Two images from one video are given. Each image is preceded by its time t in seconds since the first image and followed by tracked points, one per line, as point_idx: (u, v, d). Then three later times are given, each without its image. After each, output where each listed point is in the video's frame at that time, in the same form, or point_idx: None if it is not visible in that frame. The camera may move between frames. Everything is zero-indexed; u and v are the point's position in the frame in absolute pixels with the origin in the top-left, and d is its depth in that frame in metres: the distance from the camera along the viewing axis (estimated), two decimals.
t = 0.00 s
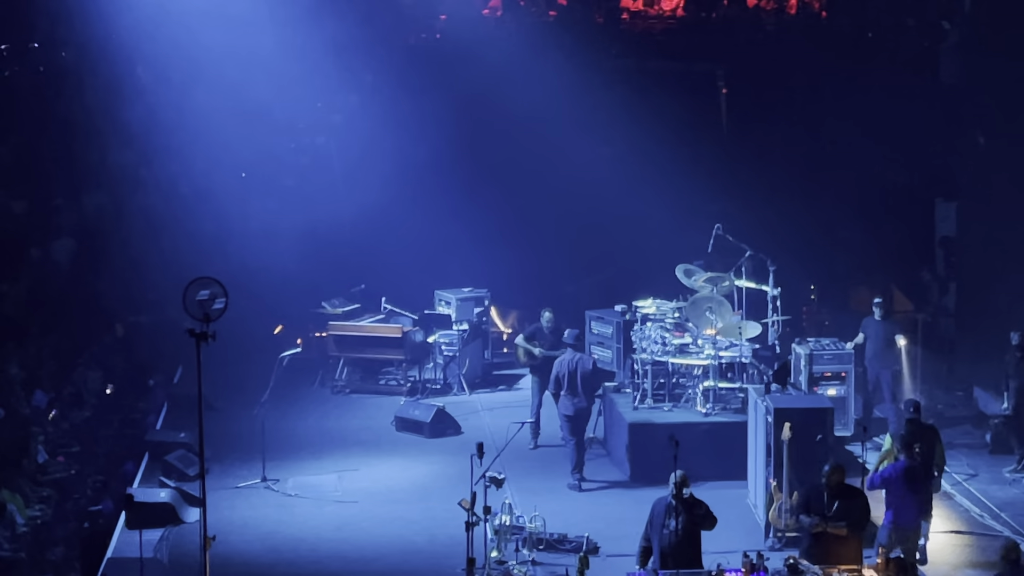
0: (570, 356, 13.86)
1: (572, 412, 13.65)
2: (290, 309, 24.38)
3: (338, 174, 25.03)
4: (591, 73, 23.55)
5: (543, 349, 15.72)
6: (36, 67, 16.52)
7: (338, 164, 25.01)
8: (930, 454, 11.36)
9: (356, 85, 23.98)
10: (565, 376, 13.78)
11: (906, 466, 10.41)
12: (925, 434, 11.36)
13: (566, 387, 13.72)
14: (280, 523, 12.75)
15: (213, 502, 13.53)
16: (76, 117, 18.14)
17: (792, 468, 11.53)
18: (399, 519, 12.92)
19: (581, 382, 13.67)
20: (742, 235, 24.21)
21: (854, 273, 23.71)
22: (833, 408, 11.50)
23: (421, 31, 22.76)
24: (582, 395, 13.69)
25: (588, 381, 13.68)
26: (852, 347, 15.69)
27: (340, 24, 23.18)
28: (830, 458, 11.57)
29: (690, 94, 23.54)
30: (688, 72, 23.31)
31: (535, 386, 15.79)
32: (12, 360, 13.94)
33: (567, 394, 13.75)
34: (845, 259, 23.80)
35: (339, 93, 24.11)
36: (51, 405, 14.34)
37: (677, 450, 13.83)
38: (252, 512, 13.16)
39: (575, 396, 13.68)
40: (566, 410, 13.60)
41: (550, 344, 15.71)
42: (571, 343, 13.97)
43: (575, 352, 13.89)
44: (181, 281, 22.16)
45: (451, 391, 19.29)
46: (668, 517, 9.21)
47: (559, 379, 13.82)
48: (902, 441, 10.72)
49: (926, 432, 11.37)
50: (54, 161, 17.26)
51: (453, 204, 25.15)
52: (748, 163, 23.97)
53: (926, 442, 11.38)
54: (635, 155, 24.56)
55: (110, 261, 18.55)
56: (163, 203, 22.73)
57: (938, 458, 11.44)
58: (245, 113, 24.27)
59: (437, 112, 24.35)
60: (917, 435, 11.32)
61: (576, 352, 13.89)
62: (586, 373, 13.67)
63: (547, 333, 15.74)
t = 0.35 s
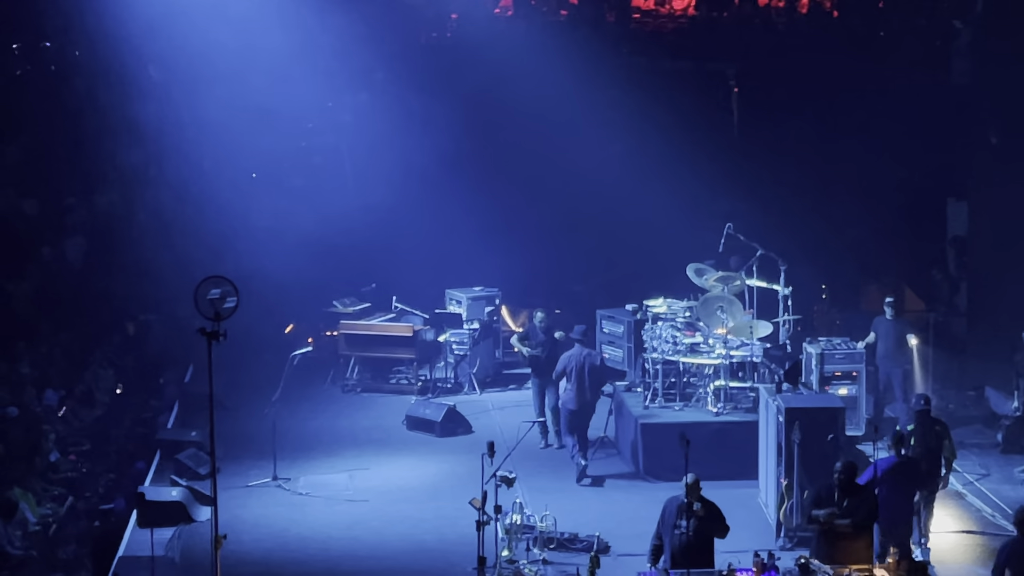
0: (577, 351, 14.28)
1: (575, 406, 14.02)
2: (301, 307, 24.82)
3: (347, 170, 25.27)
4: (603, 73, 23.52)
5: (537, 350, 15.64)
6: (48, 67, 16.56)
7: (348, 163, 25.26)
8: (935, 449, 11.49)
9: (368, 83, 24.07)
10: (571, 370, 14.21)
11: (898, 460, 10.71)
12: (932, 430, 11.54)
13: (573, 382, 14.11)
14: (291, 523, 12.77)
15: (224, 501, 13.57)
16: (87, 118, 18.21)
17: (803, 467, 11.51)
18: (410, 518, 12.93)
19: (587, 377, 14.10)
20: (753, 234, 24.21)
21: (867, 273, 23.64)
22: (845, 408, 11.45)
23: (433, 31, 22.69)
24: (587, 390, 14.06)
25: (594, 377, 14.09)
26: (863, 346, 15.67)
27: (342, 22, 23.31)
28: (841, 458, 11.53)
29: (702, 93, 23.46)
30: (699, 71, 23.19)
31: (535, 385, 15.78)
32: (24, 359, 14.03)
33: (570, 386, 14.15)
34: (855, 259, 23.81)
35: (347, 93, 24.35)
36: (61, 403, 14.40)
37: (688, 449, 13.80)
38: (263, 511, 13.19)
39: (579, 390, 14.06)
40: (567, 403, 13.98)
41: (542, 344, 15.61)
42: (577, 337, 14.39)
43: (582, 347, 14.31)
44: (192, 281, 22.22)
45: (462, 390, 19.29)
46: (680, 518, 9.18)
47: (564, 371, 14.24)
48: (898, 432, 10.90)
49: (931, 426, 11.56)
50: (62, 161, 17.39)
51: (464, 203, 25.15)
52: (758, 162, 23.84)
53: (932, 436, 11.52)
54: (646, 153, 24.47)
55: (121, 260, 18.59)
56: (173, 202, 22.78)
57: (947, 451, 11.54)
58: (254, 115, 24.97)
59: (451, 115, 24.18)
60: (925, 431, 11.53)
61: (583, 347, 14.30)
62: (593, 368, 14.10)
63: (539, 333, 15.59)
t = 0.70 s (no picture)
0: (585, 345, 14.36)
1: (585, 399, 14.21)
2: (312, 305, 24.93)
3: (366, 172, 25.35)
4: (621, 72, 23.50)
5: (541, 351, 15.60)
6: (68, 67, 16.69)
7: (366, 162, 25.31)
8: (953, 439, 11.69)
9: (386, 83, 24.06)
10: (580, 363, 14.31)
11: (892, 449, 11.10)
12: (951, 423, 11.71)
13: (582, 374, 14.26)
14: (308, 521, 12.80)
15: (241, 500, 13.61)
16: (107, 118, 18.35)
17: (821, 467, 11.47)
18: (427, 517, 12.94)
19: (596, 369, 14.21)
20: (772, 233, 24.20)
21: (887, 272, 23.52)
22: (863, 407, 11.43)
23: (452, 30, 22.56)
24: (596, 383, 14.23)
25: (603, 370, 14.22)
26: (882, 345, 15.62)
27: (360, 24, 23.13)
28: (860, 457, 11.49)
29: (721, 91, 23.51)
30: (718, 69, 23.25)
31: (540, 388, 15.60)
32: (42, 357, 14.12)
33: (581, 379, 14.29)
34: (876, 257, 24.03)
35: (366, 92, 24.34)
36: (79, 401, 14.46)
37: (705, 448, 13.77)
38: (281, 509, 13.22)
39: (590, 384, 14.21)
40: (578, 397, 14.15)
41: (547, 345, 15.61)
42: (585, 332, 14.48)
43: (590, 342, 14.41)
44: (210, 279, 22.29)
45: (479, 389, 19.30)
46: (699, 521, 9.16)
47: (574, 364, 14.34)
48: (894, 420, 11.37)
49: (950, 417, 11.72)
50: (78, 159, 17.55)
51: (481, 202, 25.25)
52: (775, 159, 23.90)
53: (950, 427, 11.72)
54: (664, 151, 24.41)
55: (139, 260, 18.69)
56: (192, 200, 22.85)
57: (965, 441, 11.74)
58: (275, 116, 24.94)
59: (464, 115, 24.43)
60: (942, 421, 11.72)
61: (591, 341, 14.38)
62: (601, 361, 14.22)
63: (544, 336, 15.70)
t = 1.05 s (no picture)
0: (595, 341, 14.49)
1: (597, 395, 14.43)
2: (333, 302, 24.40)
3: (387, 171, 25.37)
4: (643, 73, 23.49)
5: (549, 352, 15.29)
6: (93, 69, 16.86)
7: (388, 160, 25.33)
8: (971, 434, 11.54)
9: (406, 81, 24.24)
10: (591, 360, 14.46)
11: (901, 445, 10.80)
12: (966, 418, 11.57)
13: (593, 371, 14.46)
14: (329, 519, 12.87)
15: (264, 498, 13.71)
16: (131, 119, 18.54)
17: (843, 467, 11.45)
18: (447, 516, 12.99)
19: (610, 366, 14.38)
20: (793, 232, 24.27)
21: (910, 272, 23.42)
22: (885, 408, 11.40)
23: (470, 28, 22.91)
24: (607, 377, 14.46)
25: (613, 365, 14.39)
26: (904, 346, 15.52)
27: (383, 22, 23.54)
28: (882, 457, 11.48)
29: (742, 90, 23.42)
30: (741, 67, 23.12)
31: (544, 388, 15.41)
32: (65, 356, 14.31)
33: (592, 376, 14.47)
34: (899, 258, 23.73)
35: (386, 90, 24.46)
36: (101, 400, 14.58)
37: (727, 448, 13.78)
38: (303, 508, 13.31)
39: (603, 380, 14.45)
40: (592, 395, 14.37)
41: (556, 346, 15.25)
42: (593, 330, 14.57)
43: (598, 337, 14.54)
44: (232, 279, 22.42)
45: (500, 388, 19.32)
46: (722, 523, 9.17)
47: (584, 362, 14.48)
48: (903, 417, 11.09)
49: (965, 412, 11.59)
50: (98, 159, 17.81)
51: (502, 199, 25.48)
52: (796, 157, 23.93)
53: (966, 422, 11.58)
54: (684, 150, 24.44)
55: (162, 260, 18.86)
56: (215, 200, 23.00)
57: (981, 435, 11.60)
58: (300, 114, 25.08)
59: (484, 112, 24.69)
60: (957, 417, 11.58)
61: (600, 337, 14.50)
62: (613, 356, 14.37)
63: (553, 337, 15.27)
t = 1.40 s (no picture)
0: (618, 339, 14.57)
1: (620, 392, 14.53)
2: (349, 301, 24.68)
3: (410, 171, 25.58)
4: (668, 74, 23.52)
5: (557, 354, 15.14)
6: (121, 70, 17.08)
7: (412, 161, 25.51)
8: (988, 426, 11.62)
9: (433, 81, 24.13)
10: (615, 360, 14.56)
11: (912, 437, 10.56)
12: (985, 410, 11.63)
13: (617, 369, 14.56)
14: (353, 518, 12.96)
15: (288, 496, 13.80)
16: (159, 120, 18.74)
17: (868, 468, 11.43)
18: (471, 515, 13.05)
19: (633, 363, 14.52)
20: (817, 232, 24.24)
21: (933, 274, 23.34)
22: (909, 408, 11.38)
23: (498, 27, 22.87)
24: (632, 376, 14.55)
25: (637, 363, 14.52)
26: (929, 347, 15.44)
27: (410, 21, 23.30)
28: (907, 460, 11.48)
29: (767, 92, 23.50)
30: (766, 66, 22.89)
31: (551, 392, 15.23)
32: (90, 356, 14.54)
33: (615, 374, 14.57)
34: (919, 255, 23.86)
35: (413, 91, 24.39)
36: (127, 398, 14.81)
37: (751, 449, 13.82)
38: (327, 506, 13.41)
39: (625, 381, 14.56)
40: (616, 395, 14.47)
41: (565, 349, 15.10)
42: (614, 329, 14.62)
43: (619, 335, 14.63)
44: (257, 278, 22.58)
45: (524, 387, 19.34)
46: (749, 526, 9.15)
47: (607, 361, 14.57)
48: (909, 410, 10.80)
49: (983, 404, 11.66)
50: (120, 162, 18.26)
51: (525, 201, 25.49)
52: (820, 159, 23.84)
53: (984, 414, 11.64)
54: (709, 152, 24.46)
55: (187, 258, 19.02)
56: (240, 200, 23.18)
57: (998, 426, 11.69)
58: (320, 114, 25.29)
59: (511, 112, 24.52)
60: (976, 409, 11.64)
61: (622, 335, 14.61)
62: (636, 355, 14.49)
63: (561, 340, 15.15)
